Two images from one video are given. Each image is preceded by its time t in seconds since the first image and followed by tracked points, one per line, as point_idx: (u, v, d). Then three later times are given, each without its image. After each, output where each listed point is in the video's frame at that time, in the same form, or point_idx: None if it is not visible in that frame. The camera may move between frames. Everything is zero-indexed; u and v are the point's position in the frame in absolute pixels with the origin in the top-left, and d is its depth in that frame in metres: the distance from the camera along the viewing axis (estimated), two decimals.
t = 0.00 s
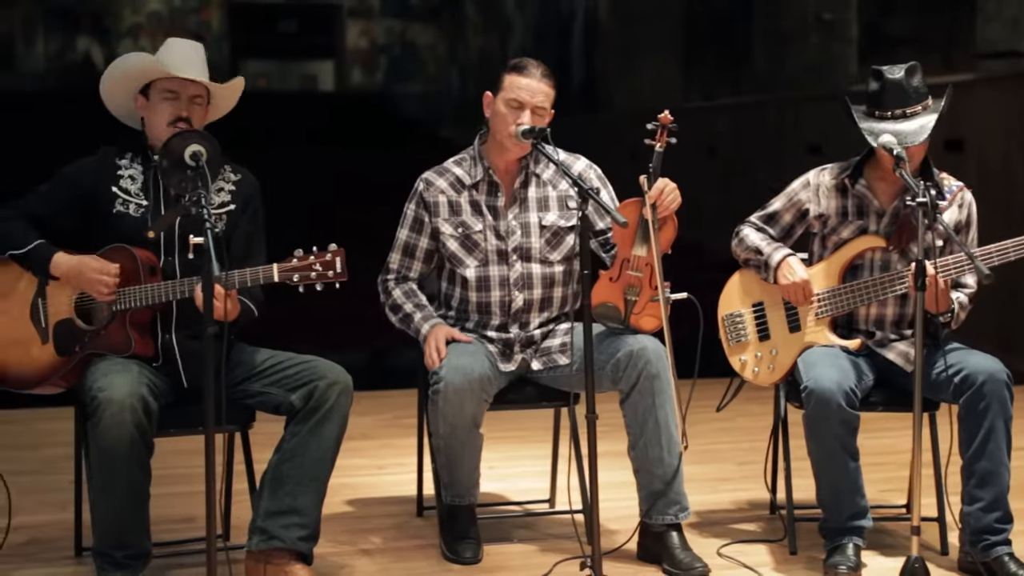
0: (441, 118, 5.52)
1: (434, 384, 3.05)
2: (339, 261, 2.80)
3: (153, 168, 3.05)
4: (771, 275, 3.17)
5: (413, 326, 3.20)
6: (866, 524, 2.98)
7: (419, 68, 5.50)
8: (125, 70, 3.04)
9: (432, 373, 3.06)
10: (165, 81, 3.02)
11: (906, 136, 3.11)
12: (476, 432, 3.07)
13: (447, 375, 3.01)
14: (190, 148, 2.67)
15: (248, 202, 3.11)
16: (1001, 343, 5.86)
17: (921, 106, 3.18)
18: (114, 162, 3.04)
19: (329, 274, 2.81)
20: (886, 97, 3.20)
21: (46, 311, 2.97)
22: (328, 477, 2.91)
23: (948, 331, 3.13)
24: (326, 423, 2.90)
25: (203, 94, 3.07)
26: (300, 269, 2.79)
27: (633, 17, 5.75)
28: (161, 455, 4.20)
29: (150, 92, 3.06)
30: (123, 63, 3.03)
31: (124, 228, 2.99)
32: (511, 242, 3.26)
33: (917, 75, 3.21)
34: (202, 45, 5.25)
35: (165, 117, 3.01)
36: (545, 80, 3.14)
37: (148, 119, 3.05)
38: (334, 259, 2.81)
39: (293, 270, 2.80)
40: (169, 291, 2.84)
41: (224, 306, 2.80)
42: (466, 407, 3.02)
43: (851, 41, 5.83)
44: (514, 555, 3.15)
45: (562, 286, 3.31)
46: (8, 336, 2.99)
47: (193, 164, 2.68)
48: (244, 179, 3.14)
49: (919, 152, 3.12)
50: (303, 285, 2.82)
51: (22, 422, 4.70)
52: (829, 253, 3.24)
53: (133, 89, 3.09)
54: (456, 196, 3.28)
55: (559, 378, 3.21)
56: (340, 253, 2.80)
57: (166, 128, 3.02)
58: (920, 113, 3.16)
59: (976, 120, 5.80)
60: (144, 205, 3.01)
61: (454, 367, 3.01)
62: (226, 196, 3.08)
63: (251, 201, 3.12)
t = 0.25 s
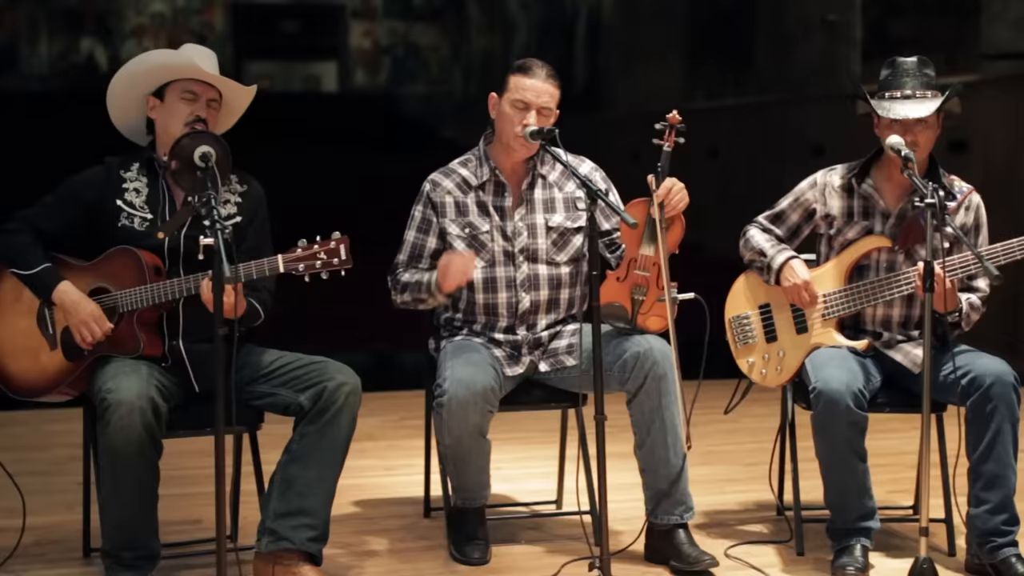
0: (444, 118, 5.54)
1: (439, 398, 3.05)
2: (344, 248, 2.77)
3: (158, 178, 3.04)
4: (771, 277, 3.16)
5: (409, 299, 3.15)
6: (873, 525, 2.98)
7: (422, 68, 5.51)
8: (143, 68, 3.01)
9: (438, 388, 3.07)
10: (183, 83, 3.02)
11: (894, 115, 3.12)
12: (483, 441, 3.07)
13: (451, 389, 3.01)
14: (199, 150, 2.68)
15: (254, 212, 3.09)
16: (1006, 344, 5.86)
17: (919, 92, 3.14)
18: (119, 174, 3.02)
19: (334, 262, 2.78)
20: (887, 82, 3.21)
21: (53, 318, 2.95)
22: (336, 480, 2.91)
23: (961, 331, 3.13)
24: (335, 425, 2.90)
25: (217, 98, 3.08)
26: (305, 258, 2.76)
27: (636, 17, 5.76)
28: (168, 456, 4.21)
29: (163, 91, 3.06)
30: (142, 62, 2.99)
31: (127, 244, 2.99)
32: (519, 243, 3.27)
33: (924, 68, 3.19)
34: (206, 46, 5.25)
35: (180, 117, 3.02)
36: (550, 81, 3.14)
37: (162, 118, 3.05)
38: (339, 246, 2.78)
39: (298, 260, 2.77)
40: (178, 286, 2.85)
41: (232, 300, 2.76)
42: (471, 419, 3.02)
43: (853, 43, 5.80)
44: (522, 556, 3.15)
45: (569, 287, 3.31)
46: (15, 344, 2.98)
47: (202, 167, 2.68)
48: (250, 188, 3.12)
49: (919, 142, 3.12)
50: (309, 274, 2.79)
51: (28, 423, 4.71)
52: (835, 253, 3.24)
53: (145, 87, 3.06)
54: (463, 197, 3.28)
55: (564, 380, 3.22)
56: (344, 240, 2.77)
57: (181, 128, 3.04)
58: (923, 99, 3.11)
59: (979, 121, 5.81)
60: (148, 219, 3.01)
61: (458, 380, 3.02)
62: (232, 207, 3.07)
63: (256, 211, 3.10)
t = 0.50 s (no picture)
0: (447, 120, 5.54)
1: (445, 400, 3.05)
2: (350, 249, 2.76)
3: (166, 180, 3.04)
4: (768, 276, 3.19)
5: (427, 250, 3.08)
6: (880, 525, 2.98)
7: (424, 69, 5.51)
8: (149, 70, 3.02)
9: (443, 390, 3.07)
10: (188, 83, 3.03)
11: (890, 105, 3.12)
12: (489, 441, 3.06)
13: (457, 392, 3.02)
14: (207, 151, 2.67)
15: (261, 214, 3.10)
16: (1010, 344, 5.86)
17: (917, 86, 3.12)
18: (127, 176, 3.03)
19: (340, 263, 2.78)
20: (889, 77, 3.20)
21: (60, 318, 2.96)
22: (344, 481, 2.92)
23: (968, 330, 3.12)
24: (342, 424, 2.91)
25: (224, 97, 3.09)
26: (311, 259, 2.77)
27: (638, 18, 5.76)
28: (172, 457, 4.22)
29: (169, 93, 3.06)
30: (149, 63, 3.00)
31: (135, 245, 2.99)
32: (521, 242, 3.27)
33: (928, 66, 3.17)
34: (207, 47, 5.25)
35: (185, 118, 3.03)
36: (551, 82, 3.16)
37: (168, 119, 3.06)
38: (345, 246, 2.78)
39: (304, 261, 2.77)
40: (185, 287, 2.85)
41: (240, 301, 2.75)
42: (476, 420, 3.02)
43: (857, 43, 5.82)
44: (530, 556, 3.15)
45: (570, 286, 3.32)
46: (21, 344, 2.98)
47: (209, 167, 2.68)
48: (257, 191, 3.12)
49: (919, 138, 3.12)
50: (316, 274, 2.80)
51: (33, 424, 4.71)
52: (839, 256, 3.23)
53: (151, 90, 3.07)
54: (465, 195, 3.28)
55: (571, 380, 3.21)
56: (350, 241, 2.76)
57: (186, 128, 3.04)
58: (916, 93, 3.10)
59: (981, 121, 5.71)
60: (155, 221, 3.00)
61: (464, 383, 3.02)
62: (239, 210, 3.07)
63: (263, 212, 3.11)
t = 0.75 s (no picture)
0: (449, 119, 5.55)
1: (451, 396, 3.05)
2: (362, 250, 2.78)
3: (177, 181, 3.05)
4: (775, 275, 3.20)
5: (455, 210, 3.08)
6: (887, 524, 2.99)
7: (427, 69, 5.52)
8: (163, 72, 3.04)
9: (449, 384, 3.07)
10: (201, 87, 3.04)
11: (898, 103, 3.13)
12: (494, 439, 3.07)
13: (461, 386, 3.01)
14: (216, 150, 2.69)
15: (271, 221, 3.10)
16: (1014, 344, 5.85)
17: (926, 86, 3.12)
18: (138, 175, 3.03)
19: (351, 263, 2.79)
20: (903, 75, 3.20)
21: (69, 318, 2.96)
22: (352, 480, 2.92)
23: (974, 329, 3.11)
24: (350, 424, 2.91)
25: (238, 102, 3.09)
26: (322, 259, 2.77)
27: (641, 18, 5.77)
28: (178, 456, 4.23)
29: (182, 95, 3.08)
30: (162, 65, 3.02)
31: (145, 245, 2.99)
32: (527, 237, 3.26)
33: (942, 68, 3.16)
34: (210, 47, 5.25)
35: (195, 121, 3.04)
36: (552, 82, 3.17)
37: (179, 121, 3.08)
38: (356, 248, 2.79)
39: (315, 262, 2.77)
40: (195, 287, 2.86)
41: (249, 301, 2.76)
42: (482, 417, 3.02)
43: (860, 44, 5.81)
44: (536, 555, 3.15)
45: (573, 283, 3.33)
46: (29, 344, 2.98)
47: (218, 167, 2.69)
48: (267, 196, 3.13)
49: (925, 137, 3.13)
50: (326, 275, 2.80)
51: (39, 423, 4.72)
52: (845, 256, 3.23)
53: (165, 91, 3.09)
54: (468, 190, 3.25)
55: (579, 379, 3.21)
56: (362, 241, 2.78)
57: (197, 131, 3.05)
58: (924, 92, 3.10)
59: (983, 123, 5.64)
60: (166, 222, 3.01)
61: (469, 377, 3.01)
62: (249, 213, 3.07)
63: (273, 220, 3.10)
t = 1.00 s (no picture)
0: (451, 119, 5.55)
1: (460, 392, 3.05)
2: (369, 252, 2.78)
3: (185, 180, 3.06)
4: (787, 274, 3.21)
5: (478, 198, 3.07)
6: (894, 524, 2.99)
7: (428, 69, 5.52)
8: (173, 70, 3.03)
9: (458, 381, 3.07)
10: (211, 85, 3.05)
11: (907, 101, 3.14)
12: (503, 437, 3.08)
13: (471, 384, 3.02)
14: (224, 151, 2.68)
15: (278, 219, 3.11)
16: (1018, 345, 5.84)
17: (937, 85, 3.12)
18: (147, 174, 3.05)
19: (359, 265, 2.79)
20: (914, 74, 3.21)
21: (77, 316, 2.97)
22: (360, 479, 2.92)
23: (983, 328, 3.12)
24: (357, 423, 2.91)
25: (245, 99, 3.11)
26: (330, 260, 2.78)
27: (642, 19, 5.77)
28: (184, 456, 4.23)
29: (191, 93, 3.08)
30: (173, 65, 3.01)
31: (154, 244, 3.00)
32: (533, 235, 3.25)
33: (953, 68, 3.17)
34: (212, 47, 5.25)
35: (205, 120, 3.04)
36: (553, 82, 3.17)
37: (189, 121, 3.08)
38: (364, 249, 2.79)
39: (323, 262, 2.78)
40: (204, 287, 2.85)
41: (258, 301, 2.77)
42: (489, 415, 3.02)
43: (863, 44, 5.79)
44: (543, 554, 3.16)
45: (576, 280, 3.33)
46: (37, 343, 2.99)
47: (226, 167, 2.68)
48: (276, 195, 3.14)
49: (933, 138, 3.13)
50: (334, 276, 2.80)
51: (44, 422, 4.73)
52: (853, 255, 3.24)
53: (174, 91, 3.09)
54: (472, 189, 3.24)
55: (587, 378, 3.22)
56: (369, 244, 2.78)
57: (207, 130, 3.05)
58: (935, 92, 3.11)
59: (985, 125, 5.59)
60: (175, 220, 3.02)
61: (479, 375, 3.02)
62: (258, 211, 3.08)
63: (280, 220, 3.12)
